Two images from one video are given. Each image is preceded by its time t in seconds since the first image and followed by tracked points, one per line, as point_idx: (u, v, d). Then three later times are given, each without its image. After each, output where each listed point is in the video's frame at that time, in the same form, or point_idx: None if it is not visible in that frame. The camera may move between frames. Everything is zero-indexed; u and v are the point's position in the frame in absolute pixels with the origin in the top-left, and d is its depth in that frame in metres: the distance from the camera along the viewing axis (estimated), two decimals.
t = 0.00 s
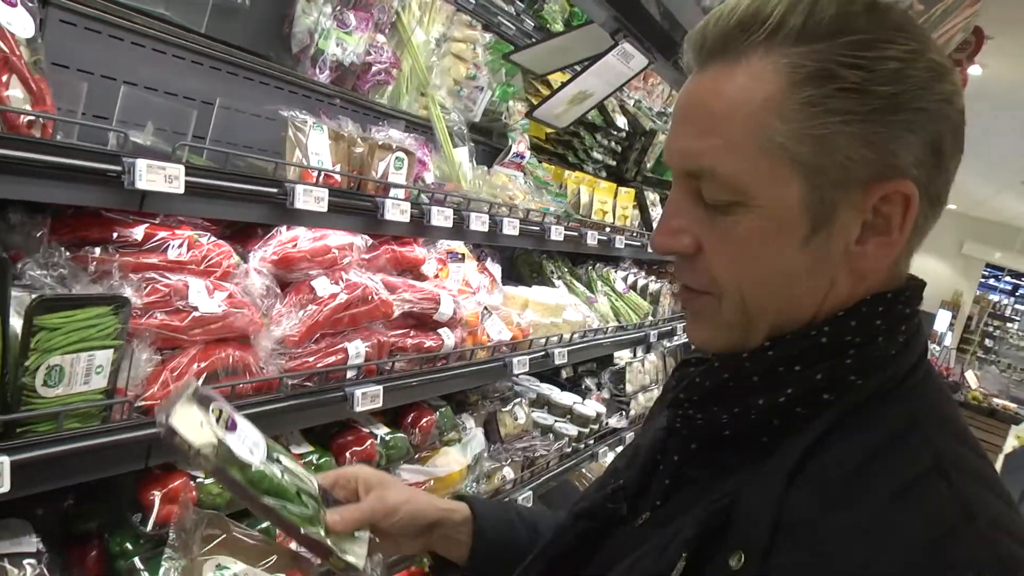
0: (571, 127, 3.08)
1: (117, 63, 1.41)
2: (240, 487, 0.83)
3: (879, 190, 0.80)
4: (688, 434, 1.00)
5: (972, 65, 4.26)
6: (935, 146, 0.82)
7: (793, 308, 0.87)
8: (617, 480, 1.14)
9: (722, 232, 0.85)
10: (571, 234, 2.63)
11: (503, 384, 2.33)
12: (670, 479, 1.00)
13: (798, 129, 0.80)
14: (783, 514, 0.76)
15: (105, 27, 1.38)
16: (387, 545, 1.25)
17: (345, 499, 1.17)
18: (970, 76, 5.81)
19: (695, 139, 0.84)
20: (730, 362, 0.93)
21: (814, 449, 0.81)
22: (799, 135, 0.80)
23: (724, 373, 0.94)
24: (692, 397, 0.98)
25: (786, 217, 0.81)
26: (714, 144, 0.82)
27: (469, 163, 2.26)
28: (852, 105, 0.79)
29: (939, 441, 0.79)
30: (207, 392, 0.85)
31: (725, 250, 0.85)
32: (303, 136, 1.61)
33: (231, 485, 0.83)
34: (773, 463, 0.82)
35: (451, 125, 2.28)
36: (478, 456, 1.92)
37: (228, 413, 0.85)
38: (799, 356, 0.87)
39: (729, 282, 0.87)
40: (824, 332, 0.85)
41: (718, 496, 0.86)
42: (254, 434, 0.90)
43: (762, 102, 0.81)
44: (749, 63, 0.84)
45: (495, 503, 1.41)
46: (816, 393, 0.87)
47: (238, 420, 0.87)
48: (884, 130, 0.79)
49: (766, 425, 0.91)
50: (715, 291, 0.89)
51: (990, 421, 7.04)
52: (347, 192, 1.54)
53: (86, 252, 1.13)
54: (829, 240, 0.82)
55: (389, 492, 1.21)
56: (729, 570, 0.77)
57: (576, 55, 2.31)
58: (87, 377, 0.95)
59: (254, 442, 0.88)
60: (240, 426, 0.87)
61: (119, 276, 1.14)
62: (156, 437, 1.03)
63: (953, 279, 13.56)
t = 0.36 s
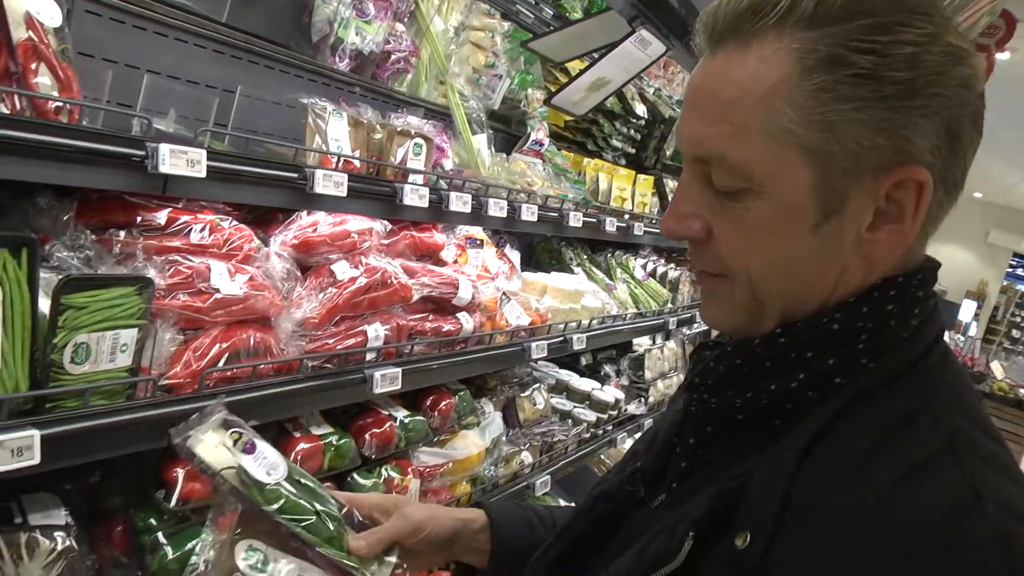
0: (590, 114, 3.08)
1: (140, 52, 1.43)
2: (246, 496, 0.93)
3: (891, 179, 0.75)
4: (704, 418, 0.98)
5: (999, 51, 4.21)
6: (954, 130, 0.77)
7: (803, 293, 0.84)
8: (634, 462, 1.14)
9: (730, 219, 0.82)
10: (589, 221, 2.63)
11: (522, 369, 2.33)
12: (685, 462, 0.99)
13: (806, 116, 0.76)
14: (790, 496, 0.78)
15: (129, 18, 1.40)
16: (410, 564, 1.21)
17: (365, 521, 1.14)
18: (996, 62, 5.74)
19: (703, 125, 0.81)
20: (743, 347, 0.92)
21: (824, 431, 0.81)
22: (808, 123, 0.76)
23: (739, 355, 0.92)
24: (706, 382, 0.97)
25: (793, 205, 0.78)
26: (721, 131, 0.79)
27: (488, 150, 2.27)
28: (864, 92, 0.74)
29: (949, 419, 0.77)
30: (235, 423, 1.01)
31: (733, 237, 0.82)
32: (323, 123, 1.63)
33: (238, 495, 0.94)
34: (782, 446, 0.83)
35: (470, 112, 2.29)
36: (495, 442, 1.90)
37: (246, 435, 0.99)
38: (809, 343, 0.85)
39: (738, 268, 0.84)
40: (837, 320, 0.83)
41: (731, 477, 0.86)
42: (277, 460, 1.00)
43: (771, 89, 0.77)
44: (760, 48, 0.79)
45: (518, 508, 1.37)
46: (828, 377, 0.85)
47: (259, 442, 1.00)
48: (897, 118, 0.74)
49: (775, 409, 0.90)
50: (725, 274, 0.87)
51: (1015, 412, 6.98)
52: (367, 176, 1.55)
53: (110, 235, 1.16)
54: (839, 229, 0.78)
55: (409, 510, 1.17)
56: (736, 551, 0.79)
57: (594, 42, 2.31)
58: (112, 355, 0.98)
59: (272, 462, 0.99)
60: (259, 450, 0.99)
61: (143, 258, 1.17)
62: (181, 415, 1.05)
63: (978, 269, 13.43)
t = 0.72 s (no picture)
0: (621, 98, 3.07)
1: (175, 20, 1.45)
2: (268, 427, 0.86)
3: (912, 159, 0.75)
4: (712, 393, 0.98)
5: None
6: (977, 113, 0.77)
7: (818, 271, 0.84)
8: (640, 435, 1.14)
9: (750, 195, 0.81)
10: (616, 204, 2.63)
11: (543, 348, 2.34)
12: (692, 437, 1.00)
13: (833, 94, 0.75)
14: (796, 475, 0.78)
15: None
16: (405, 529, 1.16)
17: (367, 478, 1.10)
18: None
19: (728, 99, 0.79)
20: (754, 325, 0.92)
21: (833, 410, 0.80)
22: (834, 102, 0.75)
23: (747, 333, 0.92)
24: (715, 358, 0.97)
25: (816, 183, 0.77)
26: (747, 107, 0.78)
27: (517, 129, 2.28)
28: (891, 72, 0.74)
29: (954, 404, 0.77)
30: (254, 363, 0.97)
31: (752, 214, 0.82)
32: (354, 96, 1.64)
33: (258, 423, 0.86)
34: (791, 422, 0.82)
35: (500, 91, 2.30)
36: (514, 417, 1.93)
37: (279, 380, 0.98)
38: (821, 322, 0.84)
39: (754, 245, 0.84)
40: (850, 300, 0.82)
41: (738, 453, 0.87)
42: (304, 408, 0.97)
43: (800, 63, 0.76)
44: (787, 23, 0.78)
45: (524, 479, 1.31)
46: (838, 357, 0.85)
47: (288, 388, 0.98)
48: (925, 100, 0.74)
49: (783, 388, 0.90)
50: (741, 250, 0.86)
51: None
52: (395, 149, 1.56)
53: (141, 196, 1.18)
54: (859, 207, 0.78)
55: (409, 470, 1.13)
56: (742, 527, 0.79)
57: (627, 25, 2.31)
58: (140, 312, 1.00)
59: (293, 404, 0.95)
60: (281, 392, 0.95)
61: (172, 219, 1.18)
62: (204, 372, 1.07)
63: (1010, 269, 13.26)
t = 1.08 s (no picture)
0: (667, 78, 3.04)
1: None
2: (303, 353, 0.88)
3: (974, 151, 0.67)
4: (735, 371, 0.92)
5: None
6: None
7: (855, 259, 0.76)
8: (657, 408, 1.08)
9: (792, 177, 0.74)
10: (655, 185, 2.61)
11: (573, 325, 2.32)
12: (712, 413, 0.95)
13: (896, 77, 0.67)
14: (817, 458, 0.74)
15: None
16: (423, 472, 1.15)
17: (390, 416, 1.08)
18: None
19: (779, 73, 0.71)
20: (786, 307, 0.85)
21: (861, 395, 0.76)
22: (898, 84, 0.67)
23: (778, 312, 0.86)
24: (743, 334, 0.91)
25: (865, 170, 0.70)
26: (800, 83, 0.69)
27: (561, 103, 2.26)
28: (964, 58, 0.65)
29: (986, 400, 0.73)
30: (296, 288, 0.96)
31: (792, 197, 0.74)
32: (400, 58, 1.63)
33: (293, 349, 0.88)
34: (815, 404, 0.78)
35: (547, 64, 2.28)
36: (540, 390, 1.91)
37: (317, 311, 0.96)
38: (855, 308, 0.78)
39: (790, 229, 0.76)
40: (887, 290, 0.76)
41: (757, 434, 0.82)
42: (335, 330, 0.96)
43: (863, 42, 0.68)
44: None
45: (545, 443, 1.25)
46: (867, 345, 0.79)
47: (325, 319, 0.96)
48: (995, 91, 0.65)
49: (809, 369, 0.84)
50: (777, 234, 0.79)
51: None
52: (438, 114, 1.55)
53: (184, 145, 1.19)
54: (909, 197, 0.71)
55: (436, 414, 1.11)
56: (763, 508, 0.75)
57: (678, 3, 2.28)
58: (177, 258, 1.01)
59: (331, 333, 0.94)
60: (320, 321, 0.94)
61: (214, 169, 1.19)
62: (236, 324, 1.08)
63: None
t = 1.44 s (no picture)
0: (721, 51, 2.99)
1: None
2: (337, 304, 0.89)
3: None
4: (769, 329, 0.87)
5: None
6: None
7: (910, 215, 0.69)
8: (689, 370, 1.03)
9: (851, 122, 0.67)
10: (701, 157, 2.57)
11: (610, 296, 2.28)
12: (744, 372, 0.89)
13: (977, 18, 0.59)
14: (851, 420, 0.69)
15: None
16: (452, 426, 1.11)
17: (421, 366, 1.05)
18: None
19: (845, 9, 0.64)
20: (828, 263, 0.78)
21: (903, 358, 0.71)
22: (975, 24, 0.59)
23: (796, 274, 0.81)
24: (780, 291, 0.84)
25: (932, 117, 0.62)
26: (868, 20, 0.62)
27: (612, 69, 2.23)
28: None
29: None
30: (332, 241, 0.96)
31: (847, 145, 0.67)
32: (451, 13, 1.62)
33: (328, 300, 0.89)
34: (854, 363, 0.73)
35: (599, 30, 2.25)
36: (574, 356, 1.85)
37: (350, 262, 0.96)
38: (902, 267, 0.72)
39: (842, 181, 0.69)
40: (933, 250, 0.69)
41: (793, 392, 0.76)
42: (368, 285, 0.97)
43: None
44: None
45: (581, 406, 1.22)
46: (910, 306, 0.74)
47: (358, 271, 0.96)
48: None
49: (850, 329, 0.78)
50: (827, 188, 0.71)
51: None
52: (489, 72, 1.54)
53: (230, 86, 1.18)
54: (977, 149, 0.63)
55: (469, 369, 1.07)
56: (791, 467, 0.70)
57: None
58: (217, 197, 1.01)
59: (364, 285, 0.95)
60: (354, 273, 0.95)
61: (259, 110, 1.19)
62: (275, 268, 1.08)
63: None
